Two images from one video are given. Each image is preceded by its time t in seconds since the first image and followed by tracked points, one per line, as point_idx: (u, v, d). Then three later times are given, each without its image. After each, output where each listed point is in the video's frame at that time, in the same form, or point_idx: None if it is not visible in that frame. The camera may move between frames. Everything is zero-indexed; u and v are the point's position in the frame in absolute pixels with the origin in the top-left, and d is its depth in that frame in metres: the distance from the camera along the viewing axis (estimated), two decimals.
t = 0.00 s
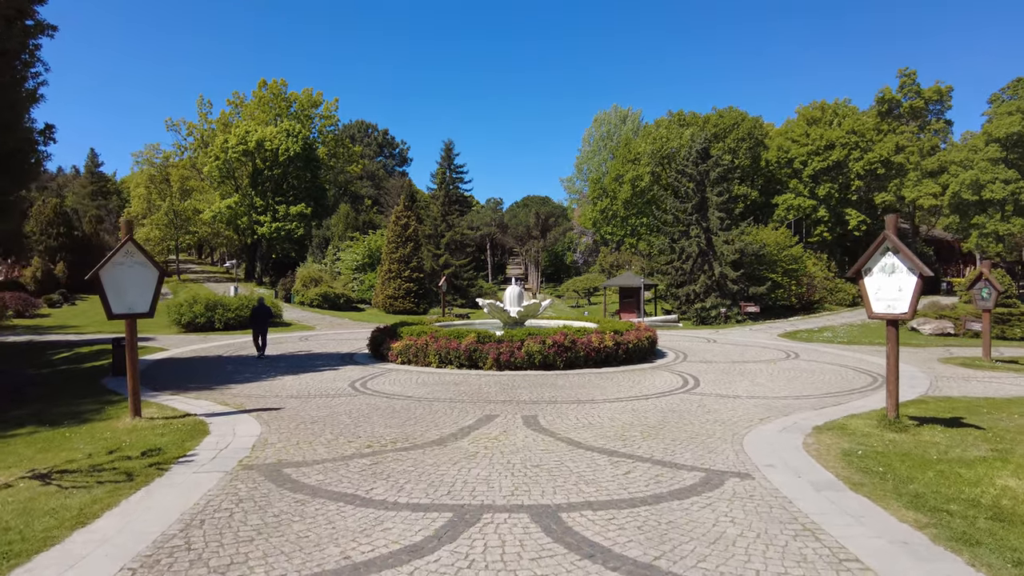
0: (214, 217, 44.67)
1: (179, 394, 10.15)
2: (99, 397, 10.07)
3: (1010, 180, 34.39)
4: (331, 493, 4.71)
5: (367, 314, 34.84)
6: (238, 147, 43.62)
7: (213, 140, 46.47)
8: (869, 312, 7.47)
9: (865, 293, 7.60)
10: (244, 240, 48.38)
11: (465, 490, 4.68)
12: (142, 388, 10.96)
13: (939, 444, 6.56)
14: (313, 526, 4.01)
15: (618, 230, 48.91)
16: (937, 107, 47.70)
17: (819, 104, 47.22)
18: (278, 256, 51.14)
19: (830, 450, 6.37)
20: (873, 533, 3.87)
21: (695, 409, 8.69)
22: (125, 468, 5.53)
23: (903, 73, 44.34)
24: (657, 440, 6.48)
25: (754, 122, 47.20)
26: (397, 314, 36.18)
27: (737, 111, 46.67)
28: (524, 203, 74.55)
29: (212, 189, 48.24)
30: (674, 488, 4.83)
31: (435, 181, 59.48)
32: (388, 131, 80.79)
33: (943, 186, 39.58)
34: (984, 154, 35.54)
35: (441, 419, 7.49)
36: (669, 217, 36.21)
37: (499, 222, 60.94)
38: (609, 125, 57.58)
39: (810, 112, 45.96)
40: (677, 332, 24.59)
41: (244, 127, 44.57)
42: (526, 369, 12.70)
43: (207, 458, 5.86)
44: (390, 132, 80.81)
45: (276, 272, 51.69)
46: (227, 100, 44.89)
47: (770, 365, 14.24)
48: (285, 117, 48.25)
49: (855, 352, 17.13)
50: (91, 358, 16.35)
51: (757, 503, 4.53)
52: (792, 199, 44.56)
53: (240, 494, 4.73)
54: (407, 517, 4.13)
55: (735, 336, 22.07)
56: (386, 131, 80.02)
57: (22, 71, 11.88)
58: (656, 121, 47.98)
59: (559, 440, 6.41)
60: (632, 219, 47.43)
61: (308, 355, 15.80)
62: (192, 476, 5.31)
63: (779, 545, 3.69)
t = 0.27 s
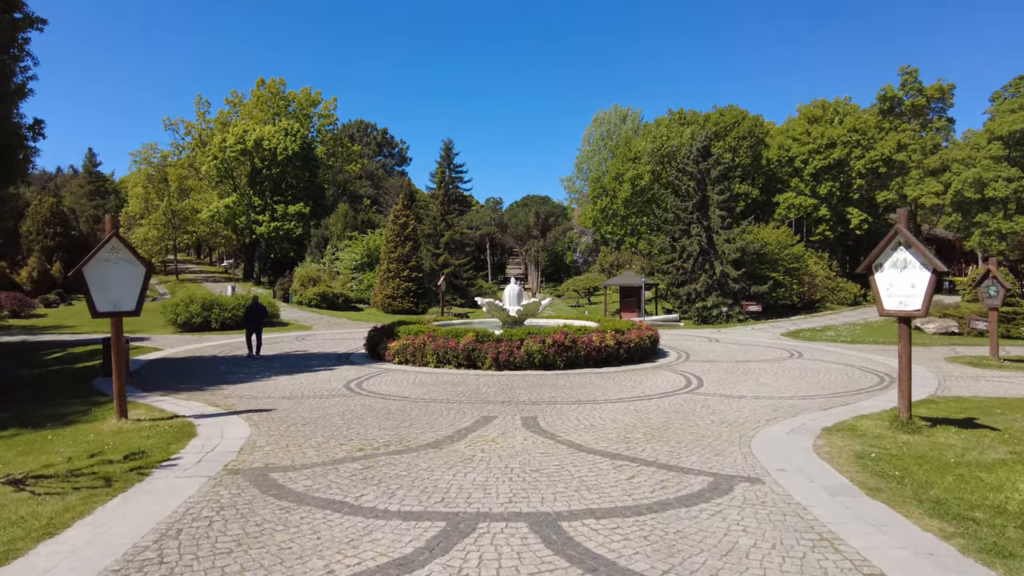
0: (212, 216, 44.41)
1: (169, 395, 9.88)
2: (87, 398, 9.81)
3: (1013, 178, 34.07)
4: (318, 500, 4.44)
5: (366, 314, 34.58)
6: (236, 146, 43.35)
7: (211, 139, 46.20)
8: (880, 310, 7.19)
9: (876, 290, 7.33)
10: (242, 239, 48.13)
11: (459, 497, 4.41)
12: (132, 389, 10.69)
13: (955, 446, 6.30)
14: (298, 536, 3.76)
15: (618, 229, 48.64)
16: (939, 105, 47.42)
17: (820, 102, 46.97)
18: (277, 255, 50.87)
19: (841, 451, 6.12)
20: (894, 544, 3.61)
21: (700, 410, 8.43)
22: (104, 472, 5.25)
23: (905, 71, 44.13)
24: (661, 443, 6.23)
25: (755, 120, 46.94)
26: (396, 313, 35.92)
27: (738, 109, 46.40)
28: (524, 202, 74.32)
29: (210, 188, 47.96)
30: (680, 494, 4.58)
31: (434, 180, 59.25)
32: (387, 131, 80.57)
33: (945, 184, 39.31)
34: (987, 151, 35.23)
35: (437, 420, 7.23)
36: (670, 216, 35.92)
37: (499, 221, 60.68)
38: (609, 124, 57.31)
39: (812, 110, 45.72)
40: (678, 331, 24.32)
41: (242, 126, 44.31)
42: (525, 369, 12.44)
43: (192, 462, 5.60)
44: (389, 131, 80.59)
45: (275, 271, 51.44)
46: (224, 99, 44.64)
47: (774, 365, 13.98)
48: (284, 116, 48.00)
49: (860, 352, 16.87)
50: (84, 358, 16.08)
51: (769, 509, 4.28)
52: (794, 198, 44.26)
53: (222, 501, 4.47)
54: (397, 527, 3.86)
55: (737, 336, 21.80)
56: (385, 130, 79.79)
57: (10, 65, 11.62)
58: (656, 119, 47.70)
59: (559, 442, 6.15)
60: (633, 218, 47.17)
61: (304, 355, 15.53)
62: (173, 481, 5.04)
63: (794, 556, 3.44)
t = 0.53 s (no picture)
0: (211, 216, 44.17)
1: (162, 398, 9.63)
2: (78, 401, 9.55)
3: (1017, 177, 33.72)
4: (310, 514, 4.19)
5: (366, 314, 34.32)
6: (235, 145, 43.09)
7: (210, 139, 45.94)
8: (895, 310, 6.93)
9: (891, 289, 7.07)
10: (241, 239, 47.87)
11: (459, 510, 4.16)
12: (125, 391, 10.44)
13: (976, 452, 6.05)
14: (288, 554, 3.51)
15: (619, 228, 48.37)
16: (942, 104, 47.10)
17: (823, 101, 46.68)
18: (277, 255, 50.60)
19: (858, 457, 5.86)
20: (928, 563, 3.36)
21: (708, 414, 8.17)
22: (86, 482, 4.99)
23: (907, 69, 43.86)
24: (669, 449, 5.97)
25: (757, 119, 46.65)
26: (396, 314, 35.66)
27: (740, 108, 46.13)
28: (524, 202, 74.11)
29: (209, 188, 47.70)
30: (694, 506, 4.33)
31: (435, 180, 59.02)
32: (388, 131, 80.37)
33: (949, 183, 38.99)
34: (991, 150, 34.89)
35: (436, 425, 6.98)
36: (671, 215, 35.62)
37: (499, 221, 60.44)
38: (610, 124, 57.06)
39: (814, 109, 45.46)
40: (681, 331, 24.06)
41: (241, 125, 44.07)
42: (527, 370, 12.19)
43: (181, 470, 5.34)
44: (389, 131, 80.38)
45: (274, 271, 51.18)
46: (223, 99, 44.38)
47: (780, 366, 13.73)
48: (283, 115, 47.76)
49: (866, 353, 16.61)
50: (78, 360, 15.83)
51: (788, 522, 4.03)
52: (796, 197, 43.93)
53: (209, 513, 4.22)
54: (393, 545, 3.60)
55: (741, 336, 21.53)
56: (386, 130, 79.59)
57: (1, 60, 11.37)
58: (657, 118, 47.43)
59: (564, 449, 5.89)
60: (634, 217, 46.90)
61: (302, 356, 15.28)
62: (159, 491, 4.79)
63: None
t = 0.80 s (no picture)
0: (211, 215, 43.90)
1: (155, 399, 9.36)
2: (68, 403, 9.28)
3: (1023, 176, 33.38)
4: (302, 528, 3.93)
5: (366, 313, 34.04)
6: (234, 144, 42.83)
7: (209, 138, 45.65)
8: (914, 311, 6.66)
9: (910, 289, 6.81)
10: (241, 238, 47.57)
11: (460, 525, 3.88)
12: (117, 393, 10.17)
13: (1000, 458, 5.79)
14: (277, 572, 3.25)
15: (620, 228, 48.10)
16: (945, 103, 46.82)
17: (825, 100, 46.36)
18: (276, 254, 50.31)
19: (879, 464, 5.59)
20: None
21: (717, 417, 7.89)
22: (65, 492, 4.69)
23: (910, 68, 43.62)
24: (680, 455, 5.71)
25: (760, 118, 46.35)
26: (396, 314, 35.39)
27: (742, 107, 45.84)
28: (525, 202, 73.88)
29: (208, 187, 47.40)
30: (710, 518, 4.07)
31: (435, 179, 58.77)
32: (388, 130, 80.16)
33: (953, 183, 38.68)
34: (995, 150, 34.57)
35: (436, 429, 6.72)
36: (674, 215, 35.30)
37: (500, 221, 60.19)
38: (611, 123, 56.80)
39: (816, 109, 45.17)
40: (684, 332, 23.79)
41: (241, 123, 43.81)
42: (530, 371, 11.93)
43: (167, 477, 5.06)
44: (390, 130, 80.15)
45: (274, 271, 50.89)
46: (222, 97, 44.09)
47: (787, 367, 13.46)
48: (283, 114, 47.49)
49: (874, 354, 16.34)
50: (72, 360, 15.55)
51: (813, 537, 3.76)
52: (798, 197, 43.59)
53: (195, 526, 3.95)
54: (389, 562, 3.34)
55: (745, 337, 21.28)
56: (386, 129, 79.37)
57: None
58: (659, 118, 47.14)
59: (570, 455, 5.62)
60: (635, 217, 46.58)
61: (300, 356, 15.02)
62: (141, 501, 4.49)
63: None
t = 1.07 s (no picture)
0: (210, 215, 43.67)
1: (146, 403, 9.13)
2: (57, 406, 9.04)
3: None
4: (288, 544, 3.68)
5: (365, 313, 33.80)
6: (233, 143, 42.59)
7: (208, 137, 45.39)
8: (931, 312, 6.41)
9: (927, 290, 6.56)
10: (240, 238, 47.33)
11: (458, 543, 3.63)
12: (108, 396, 9.93)
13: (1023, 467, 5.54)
14: None
15: (621, 228, 47.84)
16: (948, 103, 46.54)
17: (828, 99, 46.07)
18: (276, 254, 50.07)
19: (897, 473, 5.34)
20: None
21: (725, 422, 7.65)
22: (41, 503, 4.44)
23: (913, 67, 43.37)
24: (688, 464, 5.46)
25: (762, 118, 46.08)
26: (395, 314, 35.15)
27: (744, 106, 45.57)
28: (525, 202, 73.67)
29: (208, 186, 47.15)
30: (725, 534, 3.83)
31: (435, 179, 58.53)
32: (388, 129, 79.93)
33: (956, 182, 38.40)
34: (1000, 149, 34.27)
35: (434, 435, 6.48)
36: (675, 214, 35.01)
37: (500, 220, 59.96)
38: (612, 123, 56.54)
39: (818, 108, 44.89)
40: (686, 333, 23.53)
41: (240, 123, 43.58)
42: (531, 373, 11.69)
43: (150, 487, 4.81)
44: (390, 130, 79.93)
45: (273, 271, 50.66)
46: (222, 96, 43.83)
47: (792, 369, 13.22)
48: (283, 113, 47.25)
49: (880, 355, 16.09)
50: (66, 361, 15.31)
51: (836, 556, 3.51)
52: (801, 196, 43.24)
53: (176, 542, 3.71)
54: None
55: (748, 337, 21.03)
56: (386, 129, 79.15)
57: None
58: (661, 117, 46.89)
59: (574, 463, 5.37)
60: (637, 217, 46.31)
61: (297, 358, 14.78)
62: (121, 513, 4.25)
63: None
